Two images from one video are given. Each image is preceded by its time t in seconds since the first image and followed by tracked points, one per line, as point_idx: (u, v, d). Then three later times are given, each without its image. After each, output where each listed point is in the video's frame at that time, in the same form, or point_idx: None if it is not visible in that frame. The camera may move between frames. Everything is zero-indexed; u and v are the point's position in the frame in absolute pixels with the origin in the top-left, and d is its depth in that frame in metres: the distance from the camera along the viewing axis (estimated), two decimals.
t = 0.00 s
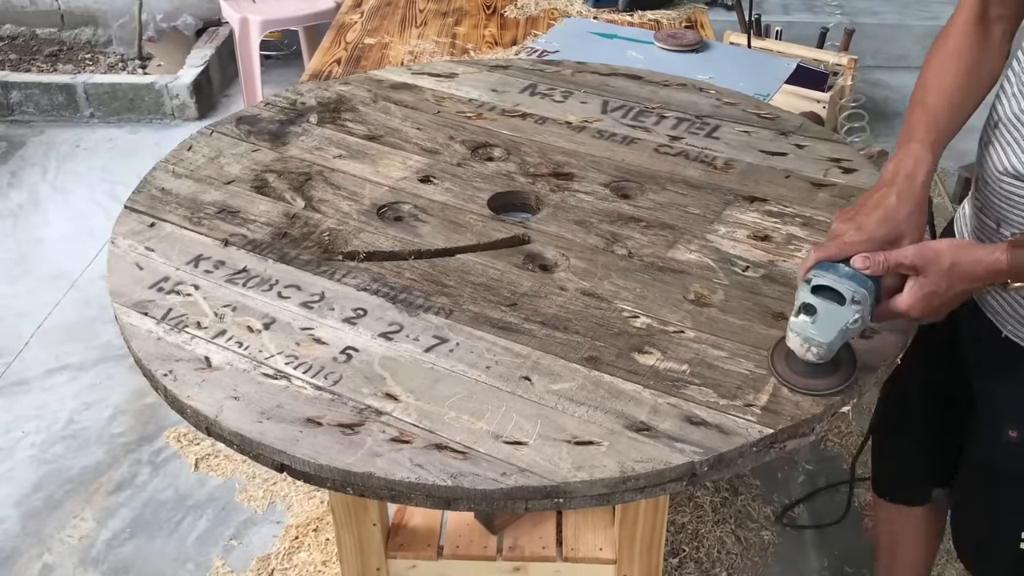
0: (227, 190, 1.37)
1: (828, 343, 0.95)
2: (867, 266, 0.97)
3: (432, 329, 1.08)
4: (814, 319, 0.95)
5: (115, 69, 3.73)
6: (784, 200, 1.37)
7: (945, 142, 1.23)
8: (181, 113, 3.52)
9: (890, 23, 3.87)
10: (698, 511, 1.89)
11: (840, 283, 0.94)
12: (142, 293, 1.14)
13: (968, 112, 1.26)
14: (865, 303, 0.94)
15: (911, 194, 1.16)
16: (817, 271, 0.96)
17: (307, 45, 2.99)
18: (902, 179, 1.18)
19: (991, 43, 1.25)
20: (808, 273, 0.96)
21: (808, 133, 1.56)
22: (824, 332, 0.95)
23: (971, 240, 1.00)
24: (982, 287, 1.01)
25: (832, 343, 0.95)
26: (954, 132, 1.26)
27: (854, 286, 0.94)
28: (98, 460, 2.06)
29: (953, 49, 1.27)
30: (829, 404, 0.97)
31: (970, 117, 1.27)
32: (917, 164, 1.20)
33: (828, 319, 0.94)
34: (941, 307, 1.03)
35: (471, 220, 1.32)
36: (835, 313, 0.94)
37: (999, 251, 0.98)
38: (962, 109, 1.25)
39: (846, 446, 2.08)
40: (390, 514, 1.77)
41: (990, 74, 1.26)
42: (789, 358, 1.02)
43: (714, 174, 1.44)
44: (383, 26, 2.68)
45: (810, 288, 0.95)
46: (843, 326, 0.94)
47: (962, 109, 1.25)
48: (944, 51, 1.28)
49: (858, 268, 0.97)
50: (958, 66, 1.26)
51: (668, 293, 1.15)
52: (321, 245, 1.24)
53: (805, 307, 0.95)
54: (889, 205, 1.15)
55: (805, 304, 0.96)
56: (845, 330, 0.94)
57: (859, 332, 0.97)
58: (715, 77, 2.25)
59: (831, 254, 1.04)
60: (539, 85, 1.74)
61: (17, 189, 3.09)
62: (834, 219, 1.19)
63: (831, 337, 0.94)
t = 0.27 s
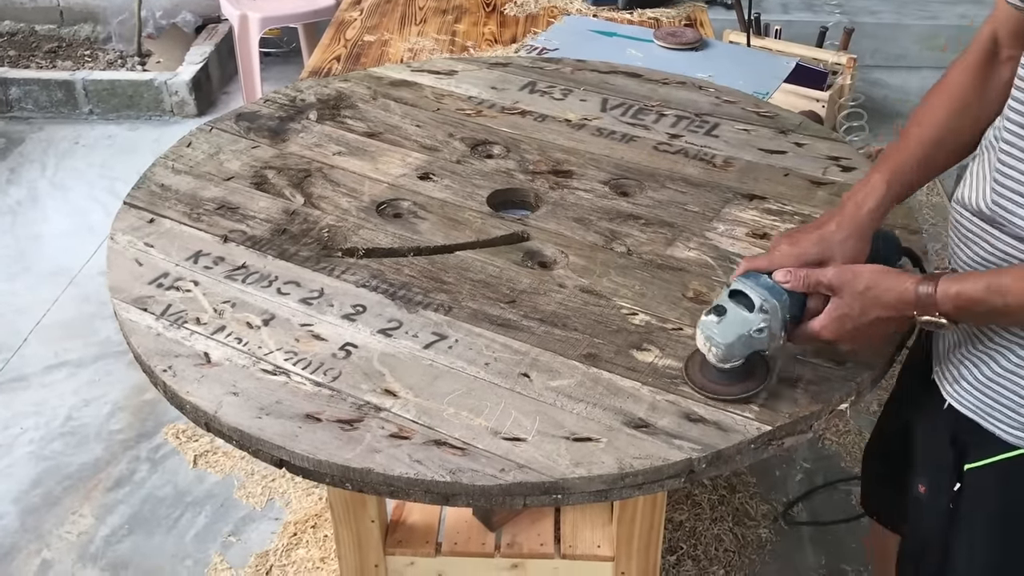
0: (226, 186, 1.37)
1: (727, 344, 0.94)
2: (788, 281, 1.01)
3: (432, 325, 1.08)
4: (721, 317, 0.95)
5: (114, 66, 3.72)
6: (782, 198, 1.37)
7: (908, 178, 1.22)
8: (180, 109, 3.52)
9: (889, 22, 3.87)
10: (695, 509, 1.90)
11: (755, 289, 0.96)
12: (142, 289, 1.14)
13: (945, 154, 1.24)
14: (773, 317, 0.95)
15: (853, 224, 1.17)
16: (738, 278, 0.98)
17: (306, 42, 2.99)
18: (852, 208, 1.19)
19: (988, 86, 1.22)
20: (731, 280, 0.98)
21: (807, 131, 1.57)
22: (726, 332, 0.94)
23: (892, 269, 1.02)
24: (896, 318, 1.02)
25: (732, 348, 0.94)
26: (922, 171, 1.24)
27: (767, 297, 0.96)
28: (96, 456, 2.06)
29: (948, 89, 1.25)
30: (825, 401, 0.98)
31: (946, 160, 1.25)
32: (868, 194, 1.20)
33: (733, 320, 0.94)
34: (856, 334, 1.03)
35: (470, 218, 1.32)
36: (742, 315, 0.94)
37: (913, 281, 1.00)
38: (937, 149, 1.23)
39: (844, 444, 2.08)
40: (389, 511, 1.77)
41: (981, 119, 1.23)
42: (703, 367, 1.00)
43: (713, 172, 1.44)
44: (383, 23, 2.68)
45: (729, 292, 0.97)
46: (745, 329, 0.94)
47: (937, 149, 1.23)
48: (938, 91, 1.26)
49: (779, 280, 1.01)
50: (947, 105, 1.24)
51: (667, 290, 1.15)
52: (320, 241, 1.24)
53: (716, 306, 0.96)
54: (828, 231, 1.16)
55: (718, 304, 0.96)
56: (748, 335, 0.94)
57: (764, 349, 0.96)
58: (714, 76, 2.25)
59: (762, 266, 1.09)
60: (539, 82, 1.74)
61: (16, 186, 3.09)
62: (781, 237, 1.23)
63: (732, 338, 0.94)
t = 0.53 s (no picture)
0: (230, 189, 1.38)
1: (671, 330, 0.97)
2: (738, 273, 0.99)
3: (435, 327, 1.09)
4: (669, 304, 0.97)
5: (119, 69, 3.74)
6: (785, 200, 1.37)
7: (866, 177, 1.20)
8: (184, 113, 3.53)
9: (892, 24, 3.88)
10: (699, 511, 1.90)
11: (704, 278, 0.97)
12: (148, 289, 1.15)
13: (912, 153, 1.19)
14: (719, 306, 0.96)
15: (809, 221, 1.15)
16: (695, 265, 1.00)
17: (310, 45, 3.00)
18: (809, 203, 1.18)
19: (964, 85, 1.15)
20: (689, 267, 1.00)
21: (810, 134, 1.57)
22: (671, 318, 0.97)
23: (837, 267, 0.98)
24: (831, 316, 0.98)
25: (677, 333, 0.97)
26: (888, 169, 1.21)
27: (715, 286, 0.96)
28: (101, 458, 2.07)
29: (922, 83, 1.18)
30: (827, 401, 0.98)
31: (914, 159, 1.20)
32: (830, 193, 1.19)
33: (678, 307, 0.96)
34: (803, 330, 1.00)
35: (474, 220, 1.32)
36: (688, 303, 0.96)
37: (852, 280, 0.96)
38: (902, 149, 1.19)
39: (847, 446, 2.08)
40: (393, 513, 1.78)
41: (952, 119, 1.17)
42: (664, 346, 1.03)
43: (716, 174, 1.44)
44: (387, 26, 2.69)
45: (683, 279, 0.99)
46: (688, 315, 0.96)
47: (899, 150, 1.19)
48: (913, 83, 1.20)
49: (729, 270, 0.99)
50: (921, 102, 1.17)
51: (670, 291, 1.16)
52: (324, 243, 1.25)
53: (667, 293, 0.98)
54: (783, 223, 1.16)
55: (670, 290, 0.99)
56: (693, 321, 0.96)
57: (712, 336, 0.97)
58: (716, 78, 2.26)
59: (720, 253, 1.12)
60: (542, 85, 1.75)
61: (21, 189, 3.10)
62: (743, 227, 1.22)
63: (675, 324, 0.96)
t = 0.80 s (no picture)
0: (234, 187, 1.37)
1: (699, 359, 0.92)
2: (771, 304, 0.96)
3: (439, 326, 1.09)
4: (694, 332, 0.93)
5: (122, 68, 3.74)
6: (789, 199, 1.37)
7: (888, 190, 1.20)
8: (187, 112, 3.54)
9: (895, 24, 3.87)
10: (701, 510, 1.90)
11: (731, 301, 0.94)
12: (153, 289, 1.15)
13: (931, 169, 1.21)
14: (748, 331, 0.93)
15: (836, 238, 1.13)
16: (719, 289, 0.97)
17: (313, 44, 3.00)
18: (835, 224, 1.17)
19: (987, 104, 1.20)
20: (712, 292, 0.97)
21: (813, 133, 1.57)
22: (699, 347, 0.92)
23: (868, 303, 0.96)
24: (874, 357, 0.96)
25: (704, 364, 0.93)
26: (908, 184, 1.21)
27: (744, 311, 0.93)
28: (103, 456, 2.07)
29: (941, 102, 1.22)
30: (834, 401, 0.98)
31: (934, 178, 1.23)
32: (853, 211, 1.19)
33: (706, 335, 0.93)
34: (833, 369, 0.98)
35: (477, 219, 1.32)
36: (716, 330, 0.93)
37: (892, 320, 0.94)
38: (923, 166, 1.21)
39: (849, 446, 2.08)
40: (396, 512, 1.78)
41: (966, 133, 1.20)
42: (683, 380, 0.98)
43: (719, 173, 1.44)
44: (389, 25, 2.69)
45: (708, 306, 0.95)
46: (717, 343, 0.92)
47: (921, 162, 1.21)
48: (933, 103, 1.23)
49: (759, 299, 0.96)
50: (943, 120, 1.20)
51: (675, 290, 1.16)
52: (327, 242, 1.25)
53: (692, 321, 0.94)
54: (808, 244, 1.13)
55: (695, 317, 0.95)
56: (720, 349, 0.92)
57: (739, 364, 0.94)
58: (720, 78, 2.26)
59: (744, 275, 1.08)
60: (545, 84, 1.75)
61: (24, 188, 3.11)
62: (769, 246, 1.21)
63: (704, 353, 0.92)
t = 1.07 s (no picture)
0: (234, 191, 1.37)
1: (694, 220, 1.15)
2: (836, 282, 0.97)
3: (462, 325, 1.08)
4: (698, 196, 1.15)
5: (119, 66, 3.73)
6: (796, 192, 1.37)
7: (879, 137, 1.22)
8: (185, 109, 3.53)
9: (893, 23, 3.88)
10: (699, 510, 1.90)
11: (732, 174, 1.13)
12: (159, 291, 1.15)
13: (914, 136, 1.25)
14: (740, 202, 1.12)
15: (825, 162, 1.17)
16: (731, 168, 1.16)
17: (309, 42, 3.00)
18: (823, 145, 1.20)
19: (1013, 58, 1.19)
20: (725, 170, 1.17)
21: (809, 125, 1.56)
22: (696, 208, 1.14)
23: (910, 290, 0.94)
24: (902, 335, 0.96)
25: (698, 228, 1.16)
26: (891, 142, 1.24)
27: (741, 183, 1.12)
28: (101, 455, 2.07)
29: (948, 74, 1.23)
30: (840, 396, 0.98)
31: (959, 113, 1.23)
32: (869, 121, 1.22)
33: (704, 199, 1.14)
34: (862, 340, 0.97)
35: (481, 216, 1.32)
36: (713, 196, 1.14)
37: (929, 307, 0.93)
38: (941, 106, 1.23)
39: (847, 444, 2.09)
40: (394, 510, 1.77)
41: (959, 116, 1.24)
42: (690, 248, 1.21)
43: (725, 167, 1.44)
44: (387, 23, 2.69)
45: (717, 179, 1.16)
46: (710, 207, 1.13)
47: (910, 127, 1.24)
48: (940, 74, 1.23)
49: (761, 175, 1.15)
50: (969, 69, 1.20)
51: (681, 285, 1.16)
52: (331, 241, 1.25)
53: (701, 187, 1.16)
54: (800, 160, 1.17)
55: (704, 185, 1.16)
56: (712, 215, 1.14)
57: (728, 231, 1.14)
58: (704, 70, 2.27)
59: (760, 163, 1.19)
60: (545, 82, 1.74)
61: (21, 186, 3.10)
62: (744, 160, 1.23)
63: (697, 214, 1.14)
